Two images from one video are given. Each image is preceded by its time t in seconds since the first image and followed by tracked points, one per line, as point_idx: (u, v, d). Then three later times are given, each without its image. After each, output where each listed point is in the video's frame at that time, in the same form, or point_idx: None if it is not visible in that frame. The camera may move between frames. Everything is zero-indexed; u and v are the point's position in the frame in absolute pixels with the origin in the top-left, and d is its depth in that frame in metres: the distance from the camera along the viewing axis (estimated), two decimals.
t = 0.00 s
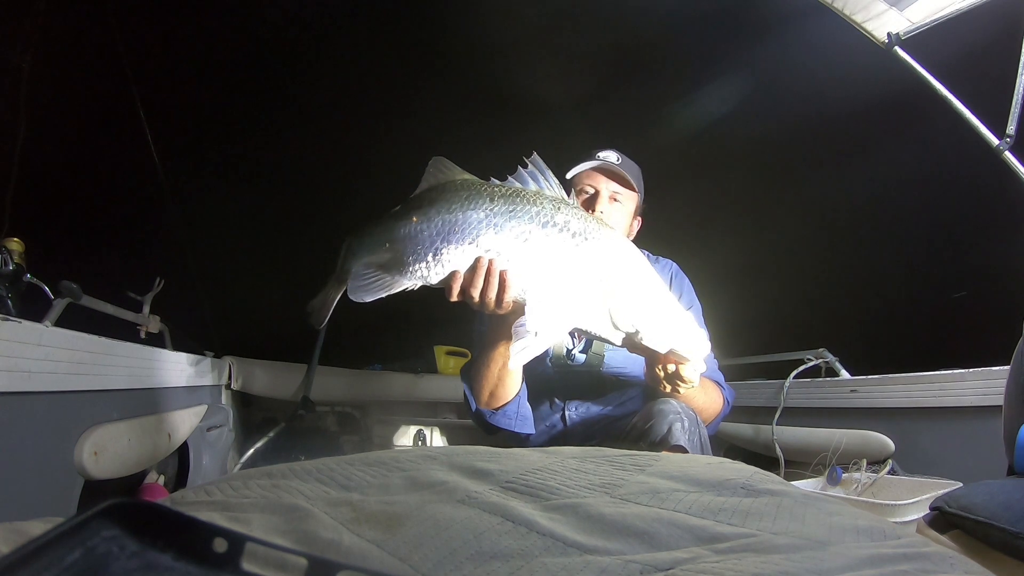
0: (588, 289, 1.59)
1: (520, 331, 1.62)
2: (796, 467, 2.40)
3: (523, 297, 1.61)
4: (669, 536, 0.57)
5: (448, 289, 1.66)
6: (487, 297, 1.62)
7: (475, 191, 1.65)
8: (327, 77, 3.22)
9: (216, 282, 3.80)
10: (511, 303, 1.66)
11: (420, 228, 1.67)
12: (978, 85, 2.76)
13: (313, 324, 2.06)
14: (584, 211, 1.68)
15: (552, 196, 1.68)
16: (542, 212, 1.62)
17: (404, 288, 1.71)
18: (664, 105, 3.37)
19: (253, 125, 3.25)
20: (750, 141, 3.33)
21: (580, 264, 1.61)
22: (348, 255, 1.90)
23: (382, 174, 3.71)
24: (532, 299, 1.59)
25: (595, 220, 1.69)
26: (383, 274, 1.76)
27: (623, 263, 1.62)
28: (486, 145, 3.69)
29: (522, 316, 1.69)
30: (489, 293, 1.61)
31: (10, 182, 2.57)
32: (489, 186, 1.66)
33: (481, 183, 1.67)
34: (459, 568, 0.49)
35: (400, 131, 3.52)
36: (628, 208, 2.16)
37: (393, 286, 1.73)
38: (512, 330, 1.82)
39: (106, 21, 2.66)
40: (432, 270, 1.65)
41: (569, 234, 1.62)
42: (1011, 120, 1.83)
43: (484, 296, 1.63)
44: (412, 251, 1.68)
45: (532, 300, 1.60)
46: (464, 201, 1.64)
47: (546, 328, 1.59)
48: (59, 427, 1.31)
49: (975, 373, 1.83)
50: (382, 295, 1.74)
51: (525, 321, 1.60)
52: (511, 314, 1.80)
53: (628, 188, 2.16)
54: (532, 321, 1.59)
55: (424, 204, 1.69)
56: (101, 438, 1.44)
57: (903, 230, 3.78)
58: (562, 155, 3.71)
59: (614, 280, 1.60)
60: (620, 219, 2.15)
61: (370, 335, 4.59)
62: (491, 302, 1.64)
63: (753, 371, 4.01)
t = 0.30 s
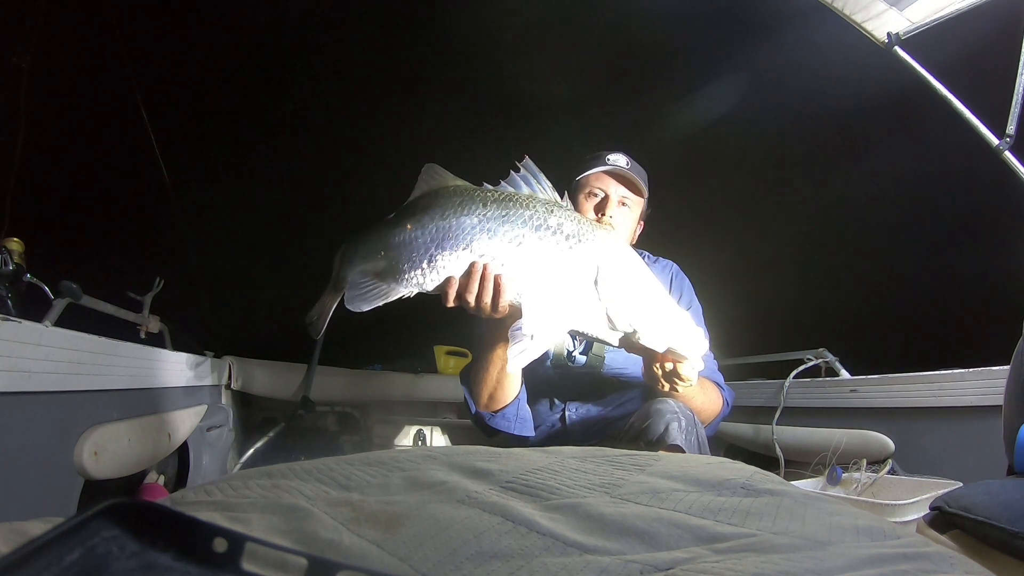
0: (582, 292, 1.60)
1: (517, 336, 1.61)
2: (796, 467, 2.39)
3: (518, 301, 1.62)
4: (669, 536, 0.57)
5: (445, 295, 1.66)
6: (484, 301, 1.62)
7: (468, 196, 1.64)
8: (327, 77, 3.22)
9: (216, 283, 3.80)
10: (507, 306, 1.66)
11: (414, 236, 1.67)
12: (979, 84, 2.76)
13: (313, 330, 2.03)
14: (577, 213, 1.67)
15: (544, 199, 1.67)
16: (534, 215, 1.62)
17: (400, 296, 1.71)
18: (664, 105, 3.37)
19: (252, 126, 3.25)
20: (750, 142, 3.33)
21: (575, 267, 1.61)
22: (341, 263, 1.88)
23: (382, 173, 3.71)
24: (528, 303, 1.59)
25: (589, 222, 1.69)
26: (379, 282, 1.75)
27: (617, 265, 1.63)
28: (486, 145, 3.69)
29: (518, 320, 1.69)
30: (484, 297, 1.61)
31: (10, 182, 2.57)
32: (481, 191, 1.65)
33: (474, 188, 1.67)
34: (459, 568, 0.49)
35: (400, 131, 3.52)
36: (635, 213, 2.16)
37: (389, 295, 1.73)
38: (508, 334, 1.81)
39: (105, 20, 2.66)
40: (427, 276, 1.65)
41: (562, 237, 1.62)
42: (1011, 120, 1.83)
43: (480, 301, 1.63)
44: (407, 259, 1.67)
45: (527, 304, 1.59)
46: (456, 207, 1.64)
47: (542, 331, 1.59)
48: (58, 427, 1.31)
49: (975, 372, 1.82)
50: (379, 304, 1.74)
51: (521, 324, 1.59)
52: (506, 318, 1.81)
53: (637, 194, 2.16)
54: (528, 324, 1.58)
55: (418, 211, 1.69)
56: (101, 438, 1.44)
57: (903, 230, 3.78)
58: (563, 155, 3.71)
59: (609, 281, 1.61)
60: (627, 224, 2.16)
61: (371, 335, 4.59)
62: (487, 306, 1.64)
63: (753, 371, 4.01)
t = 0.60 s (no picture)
0: (576, 292, 1.61)
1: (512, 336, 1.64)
2: (796, 467, 2.39)
3: (514, 301, 1.63)
4: (668, 536, 0.57)
5: (442, 294, 1.66)
6: (479, 302, 1.63)
7: (465, 197, 1.64)
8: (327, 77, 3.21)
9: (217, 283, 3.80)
10: (503, 307, 1.66)
11: (411, 236, 1.66)
12: (979, 84, 2.76)
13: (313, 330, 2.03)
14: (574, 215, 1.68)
15: (541, 200, 1.67)
16: (531, 216, 1.62)
17: (396, 295, 1.71)
18: (665, 104, 3.37)
19: (253, 126, 3.25)
20: (750, 142, 3.33)
21: (570, 268, 1.62)
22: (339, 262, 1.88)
23: (382, 173, 3.71)
24: (523, 305, 1.61)
25: (585, 223, 1.69)
26: (376, 281, 1.76)
27: (614, 265, 1.62)
28: (487, 145, 3.69)
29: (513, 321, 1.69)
30: (480, 296, 1.62)
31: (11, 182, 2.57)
32: (479, 192, 1.65)
33: (471, 189, 1.67)
34: (459, 568, 0.49)
35: (400, 130, 3.52)
36: (635, 212, 2.17)
37: (386, 294, 1.73)
38: (505, 335, 1.81)
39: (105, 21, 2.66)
40: (424, 276, 1.65)
41: (558, 239, 1.62)
42: (1011, 120, 1.83)
43: (476, 301, 1.63)
44: (404, 259, 1.67)
45: (523, 305, 1.61)
46: (453, 208, 1.63)
47: (536, 332, 1.61)
48: (59, 427, 1.31)
49: (975, 373, 1.83)
50: (376, 303, 1.74)
51: (515, 325, 1.63)
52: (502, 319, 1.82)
53: (637, 193, 2.16)
54: (522, 325, 1.61)
55: (415, 211, 1.69)
56: (101, 438, 1.44)
57: (904, 230, 3.78)
58: (563, 155, 3.70)
59: (605, 282, 1.60)
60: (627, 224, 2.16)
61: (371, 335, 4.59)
62: (483, 306, 1.65)
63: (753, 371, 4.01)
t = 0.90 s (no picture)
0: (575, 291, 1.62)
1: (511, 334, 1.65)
2: (796, 467, 2.39)
3: (513, 300, 1.63)
4: (668, 536, 0.58)
5: (441, 292, 1.66)
6: (479, 300, 1.63)
7: (466, 195, 1.64)
8: (327, 77, 3.21)
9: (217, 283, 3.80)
10: (502, 305, 1.66)
11: (412, 233, 1.66)
12: (979, 84, 2.75)
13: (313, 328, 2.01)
14: (574, 214, 1.68)
15: (542, 200, 1.67)
16: (532, 215, 1.62)
17: (396, 293, 1.71)
18: (665, 104, 3.37)
19: (254, 126, 3.25)
20: (750, 142, 3.33)
21: (569, 268, 1.62)
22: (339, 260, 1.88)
23: (382, 173, 3.70)
24: (523, 303, 1.61)
25: (585, 223, 1.69)
26: (376, 279, 1.76)
27: (614, 264, 1.62)
28: (487, 145, 3.69)
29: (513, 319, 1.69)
30: (480, 294, 1.62)
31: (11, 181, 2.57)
32: (480, 191, 1.65)
33: (472, 187, 1.67)
34: (459, 568, 0.49)
35: (400, 131, 3.52)
36: (634, 211, 2.15)
37: (385, 291, 1.73)
38: (504, 334, 1.81)
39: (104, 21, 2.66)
40: (424, 273, 1.65)
41: (558, 238, 1.62)
42: (1011, 120, 1.83)
43: (475, 299, 1.63)
44: (404, 256, 1.67)
45: (523, 303, 1.61)
46: (454, 206, 1.63)
47: (535, 330, 1.62)
48: (59, 427, 1.31)
49: (975, 373, 1.83)
50: (375, 300, 1.74)
51: (514, 323, 1.63)
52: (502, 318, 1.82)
53: (636, 193, 2.15)
54: (521, 323, 1.62)
55: (416, 209, 1.69)
56: (101, 438, 1.44)
57: (903, 230, 3.78)
58: (563, 155, 3.70)
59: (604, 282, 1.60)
60: (627, 224, 2.15)
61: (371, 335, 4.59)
62: (482, 305, 1.65)
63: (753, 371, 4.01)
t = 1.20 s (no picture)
0: (576, 291, 1.62)
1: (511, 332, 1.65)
2: (796, 467, 2.39)
3: (513, 299, 1.63)
4: (668, 536, 0.57)
5: (441, 291, 1.66)
6: (479, 299, 1.63)
7: (467, 195, 1.64)
8: (327, 78, 3.21)
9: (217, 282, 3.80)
10: (502, 304, 1.66)
11: (412, 232, 1.66)
12: (979, 84, 2.76)
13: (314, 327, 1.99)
14: (575, 214, 1.68)
15: (543, 200, 1.67)
16: (532, 215, 1.62)
17: (396, 291, 1.71)
18: (665, 104, 3.37)
19: (254, 126, 3.25)
20: (750, 142, 3.33)
21: (570, 267, 1.62)
22: (339, 257, 1.88)
23: (382, 173, 3.70)
24: (523, 302, 1.61)
25: (585, 223, 1.69)
26: (376, 276, 1.76)
27: (616, 264, 1.63)
28: (487, 145, 3.69)
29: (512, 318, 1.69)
30: (479, 293, 1.61)
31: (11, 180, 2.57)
32: (480, 190, 1.65)
33: (473, 187, 1.67)
34: (459, 568, 0.49)
35: (400, 131, 3.52)
36: (633, 212, 2.15)
37: (385, 289, 1.73)
38: (504, 334, 1.82)
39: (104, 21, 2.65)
40: (424, 272, 1.65)
41: (559, 238, 1.62)
42: (1010, 120, 1.83)
43: (475, 298, 1.63)
44: (404, 255, 1.67)
45: (523, 303, 1.61)
46: (455, 205, 1.63)
47: (535, 329, 1.61)
48: (59, 427, 1.31)
49: (975, 373, 1.83)
50: (375, 298, 1.74)
51: (514, 323, 1.63)
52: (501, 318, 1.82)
53: (634, 193, 2.15)
54: (521, 322, 1.61)
55: (416, 207, 1.68)
56: (101, 438, 1.44)
57: (903, 230, 3.78)
58: (563, 155, 3.70)
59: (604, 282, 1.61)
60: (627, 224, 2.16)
61: (371, 334, 4.59)
62: (482, 304, 1.65)
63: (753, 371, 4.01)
